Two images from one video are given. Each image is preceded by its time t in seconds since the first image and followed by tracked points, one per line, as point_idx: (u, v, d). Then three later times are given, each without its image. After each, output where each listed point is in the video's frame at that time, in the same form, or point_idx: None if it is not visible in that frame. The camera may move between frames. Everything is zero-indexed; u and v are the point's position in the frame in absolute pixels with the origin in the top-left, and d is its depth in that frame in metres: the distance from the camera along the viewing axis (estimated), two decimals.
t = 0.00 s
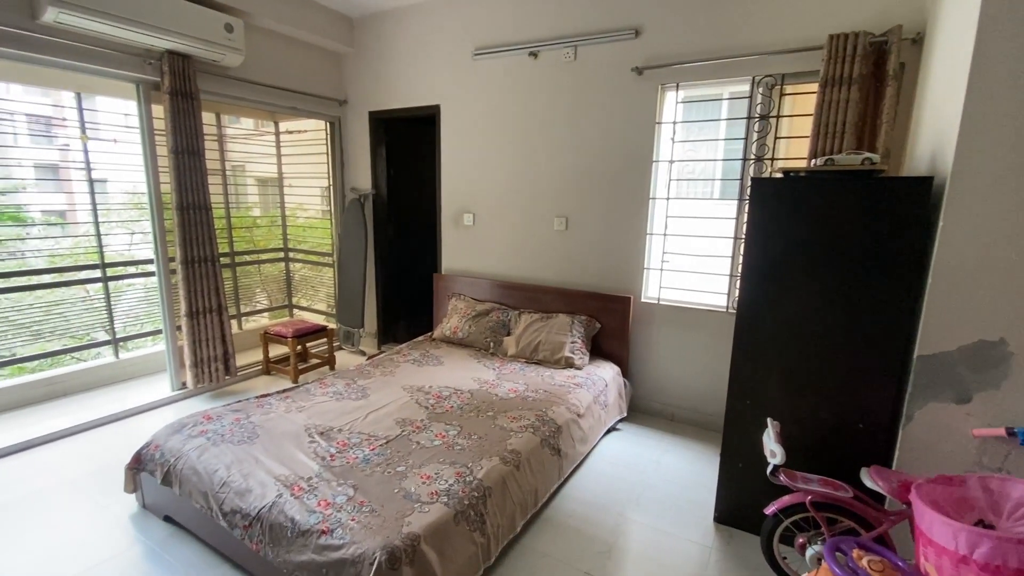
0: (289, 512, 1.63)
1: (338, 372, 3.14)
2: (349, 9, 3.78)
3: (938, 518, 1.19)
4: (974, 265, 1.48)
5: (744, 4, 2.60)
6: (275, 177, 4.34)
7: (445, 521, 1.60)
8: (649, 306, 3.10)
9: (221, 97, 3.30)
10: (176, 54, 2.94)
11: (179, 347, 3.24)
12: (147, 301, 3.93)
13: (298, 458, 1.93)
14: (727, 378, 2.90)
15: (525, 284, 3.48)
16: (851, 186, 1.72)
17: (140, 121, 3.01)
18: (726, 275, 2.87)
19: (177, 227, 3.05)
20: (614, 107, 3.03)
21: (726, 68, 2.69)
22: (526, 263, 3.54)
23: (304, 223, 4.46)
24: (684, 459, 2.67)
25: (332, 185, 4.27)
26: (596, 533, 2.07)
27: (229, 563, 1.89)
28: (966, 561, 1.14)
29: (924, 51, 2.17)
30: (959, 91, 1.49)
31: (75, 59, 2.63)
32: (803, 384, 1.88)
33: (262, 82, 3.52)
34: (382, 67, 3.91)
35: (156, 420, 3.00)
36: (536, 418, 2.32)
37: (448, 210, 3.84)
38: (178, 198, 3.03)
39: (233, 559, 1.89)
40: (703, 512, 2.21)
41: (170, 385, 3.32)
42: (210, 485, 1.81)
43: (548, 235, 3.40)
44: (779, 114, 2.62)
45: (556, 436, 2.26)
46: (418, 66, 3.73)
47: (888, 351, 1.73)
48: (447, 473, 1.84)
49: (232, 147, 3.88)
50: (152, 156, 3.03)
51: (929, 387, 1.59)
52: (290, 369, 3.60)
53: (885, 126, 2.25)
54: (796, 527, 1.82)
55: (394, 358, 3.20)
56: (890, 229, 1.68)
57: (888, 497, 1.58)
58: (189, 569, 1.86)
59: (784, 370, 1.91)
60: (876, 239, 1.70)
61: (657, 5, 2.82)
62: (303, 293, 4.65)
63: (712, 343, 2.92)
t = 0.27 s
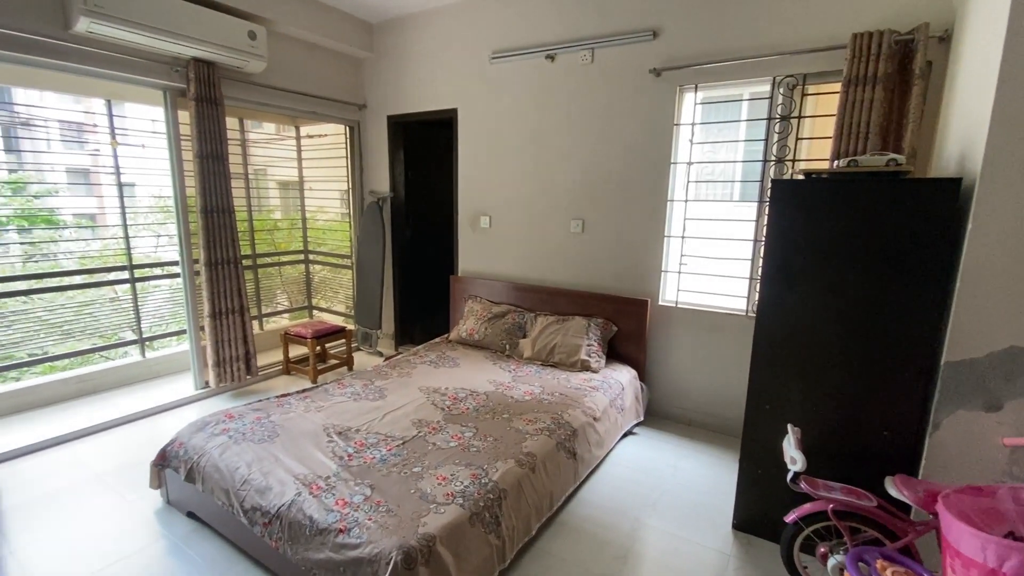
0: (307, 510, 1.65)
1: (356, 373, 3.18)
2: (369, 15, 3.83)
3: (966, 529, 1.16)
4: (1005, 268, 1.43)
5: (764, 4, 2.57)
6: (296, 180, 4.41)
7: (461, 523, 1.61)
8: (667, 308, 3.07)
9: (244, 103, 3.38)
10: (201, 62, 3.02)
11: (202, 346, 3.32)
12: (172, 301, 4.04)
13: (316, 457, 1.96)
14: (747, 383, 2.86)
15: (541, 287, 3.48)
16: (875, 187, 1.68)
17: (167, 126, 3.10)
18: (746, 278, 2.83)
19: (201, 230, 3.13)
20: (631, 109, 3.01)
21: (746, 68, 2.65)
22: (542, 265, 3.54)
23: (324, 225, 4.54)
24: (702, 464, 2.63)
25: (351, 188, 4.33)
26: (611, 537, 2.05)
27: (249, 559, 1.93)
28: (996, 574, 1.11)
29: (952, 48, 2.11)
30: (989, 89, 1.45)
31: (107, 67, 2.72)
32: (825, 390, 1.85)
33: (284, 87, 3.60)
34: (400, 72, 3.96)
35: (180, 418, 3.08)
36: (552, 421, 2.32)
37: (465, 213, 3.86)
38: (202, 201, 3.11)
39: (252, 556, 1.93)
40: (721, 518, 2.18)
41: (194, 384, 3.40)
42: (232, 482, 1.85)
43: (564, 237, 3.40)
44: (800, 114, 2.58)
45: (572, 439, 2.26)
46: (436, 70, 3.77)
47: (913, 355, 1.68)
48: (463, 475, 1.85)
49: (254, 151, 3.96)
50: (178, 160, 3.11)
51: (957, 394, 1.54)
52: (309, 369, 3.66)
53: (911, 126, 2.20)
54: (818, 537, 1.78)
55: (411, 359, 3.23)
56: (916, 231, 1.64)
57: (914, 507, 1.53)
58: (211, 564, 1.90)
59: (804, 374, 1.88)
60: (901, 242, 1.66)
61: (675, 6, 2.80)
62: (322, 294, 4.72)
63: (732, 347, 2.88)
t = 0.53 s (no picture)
0: (326, 509, 1.68)
1: (373, 374, 3.21)
2: (388, 20, 3.88)
3: (999, 543, 1.12)
4: None
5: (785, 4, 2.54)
6: (316, 184, 4.49)
7: (477, 524, 1.62)
8: (685, 312, 3.04)
9: (267, 108, 3.46)
10: (226, 68, 3.09)
11: (224, 346, 3.39)
12: (196, 301, 4.14)
13: (335, 456, 1.99)
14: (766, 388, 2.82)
15: (558, 289, 3.48)
16: (900, 189, 1.65)
17: (193, 131, 3.19)
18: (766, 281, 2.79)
19: (224, 232, 3.20)
20: (649, 111, 3.00)
21: (766, 69, 2.62)
22: (558, 268, 3.54)
23: (343, 227, 4.60)
24: (720, 470, 2.60)
25: (370, 191, 4.38)
26: (627, 542, 2.04)
27: (268, 555, 1.97)
28: None
29: (982, 47, 2.06)
30: (1020, 89, 1.41)
31: (136, 74, 2.81)
32: (847, 396, 1.81)
33: (306, 93, 3.67)
34: (418, 76, 4.00)
35: (202, 416, 3.15)
36: (567, 423, 2.31)
37: (482, 215, 3.88)
38: (226, 204, 3.19)
39: (272, 552, 1.96)
40: (739, 525, 2.15)
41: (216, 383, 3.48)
42: (253, 480, 1.89)
43: (580, 240, 3.39)
44: (822, 115, 2.54)
45: (588, 443, 2.25)
46: (454, 74, 3.80)
47: (937, 360, 1.64)
48: (479, 476, 1.85)
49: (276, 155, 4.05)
50: (203, 164, 3.19)
51: (986, 402, 1.49)
52: (327, 369, 3.71)
53: (938, 127, 2.15)
54: (840, 546, 1.75)
55: (427, 361, 3.25)
56: (943, 234, 1.60)
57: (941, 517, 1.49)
58: (231, 560, 1.94)
59: (826, 380, 1.84)
60: (927, 246, 1.63)
61: (694, 7, 2.79)
62: (340, 296, 4.79)
63: (751, 352, 2.84)
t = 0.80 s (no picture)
0: (344, 506, 1.70)
1: (390, 374, 3.24)
2: (407, 24, 3.93)
3: None
4: None
5: (808, 3, 2.50)
6: (335, 186, 4.56)
7: (493, 524, 1.62)
8: (703, 315, 3.01)
9: (289, 112, 3.52)
10: (250, 73, 3.16)
11: (246, 345, 3.46)
12: (218, 301, 4.23)
13: (353, 455, 2.02)
14: (786, 393, 2.77)
15: (573, 291, 3.48)
16: (928, 191, 1.61)
17: (217, 135, 3.26)
18: (786, 285, 2.74)
19: (247, 233, 3.27)
20: (667, 112, 2.98)
21: (788, 70, 2.59)
22: (574, 269, 3.53)
23: (361, 229, 4.66)
24: (738, 476, 2.56)
25: (388, 193, 4.43)
26: (644, 547, 2.02)
27: (287, 551, 2.00)
28: None
29: (1014, 45, 2.00)
30: None
31: (164, 79, 2.89)
32: (871, 402, 1.77)
33: (326, 96, 3.73)
34: (436, 79, 4.04)
35: (223, 413, 3.22)
36: (583, 426, 2.31)
37: (498, 217, 3.89)
38: (249, 206, 3.26)
39: (290, 549, 1.99)
40: (758, 532, 2.12)
41: (237, 381, 3.55)
42: (273, 477, 1.93)
43: (597, 242, 3.38)
44: (845, 116, 2.49)
45: (604, 446, 2.24)
46: (471, 77, 3.83)
47: (964, 365, 1.60)
48: (495, 477, 1.86)
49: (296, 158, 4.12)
50: (226, 167, 3.27)
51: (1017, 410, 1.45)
52: (345, 369, 3.76)
53: (966, 127, 2.10)
54: (863, 555, 1.71)
55: (443, 361, 3.27)
56: (973, 237, 1.56)
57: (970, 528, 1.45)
58: (251, 555, 1.98)
59: (848, 385, 1.80)
60: (956, 249, 1.59)
61: (713, 7, 2.76)
62: (358, 296, 4.85)
63: (771, 356, 2.79)
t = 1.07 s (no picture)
0: (362, 504, 1.72)
1: (407, 373, 3.27)
2: (426, 27, 3.96)
3: None
4: None
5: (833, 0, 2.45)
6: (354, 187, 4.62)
7: (509, 525, 1.63)
8: (722, 317, 2.97)
9: (310, 114, 3.58)
10: (272, 77, 3.22)
11: (266, 343, 3.53)
12: (239, 301, 4.32)
13: (371, 453, 2.04)
14: (807, 398, 2.72)
15: (590, 293, 3.46)
16: (959, 191, 1.56)
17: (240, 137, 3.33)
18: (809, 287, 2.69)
19: (268, 234, 3.34)
20: (687, 113, 2.95)
21: (811, 68, 2.54)
22: (590, 271, 3.52)
23: (379, 230, 4.71)
24: (759, 481, 2.52)
25: (406, 194, 4.47)
26: (660, 551, 2.00)
27: (305, 547, 2.03)
28: None
29: None
30: None
31: (190, 83, 2.96)
32: (897, 408, 1.72)
33: (346, 99, 3.78)
34: (455, 81, 4.06)
35: (245, 410, 3.28)
36: (600, 428, 2.29)
37: (515, 218, 3.90)
38: (270, 207, 3.32)
39: (308, 545, 2.02)
40: (777, 539, 2.08)
41: (258, 379, 3.62)
42: (293, 473, 1.96)
43: (615, 243, 3.36)
44: (871, 115, 2.44)
45: (620, 449, 2.22)
46: (489, 78, 3.84)
47: (998, 371, 1.55)
48: (511, 478, 1.86)
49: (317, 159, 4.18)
50: (249, 169, 3.33)
51: None
52: (363, 368, 3.81)
53: (999, 126, 2.03)
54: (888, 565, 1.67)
55: (460, 361, 3.29)
56: (1007, 239, 1.51)
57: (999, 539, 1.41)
58: (271, 550, 2.01)
59: (874, 391, 1.76)
60: (988, 251, 1.54)
61: (735, 6, 2.73)
62: (375, 296, 4.90)
63: (793, 360, 2.74)
